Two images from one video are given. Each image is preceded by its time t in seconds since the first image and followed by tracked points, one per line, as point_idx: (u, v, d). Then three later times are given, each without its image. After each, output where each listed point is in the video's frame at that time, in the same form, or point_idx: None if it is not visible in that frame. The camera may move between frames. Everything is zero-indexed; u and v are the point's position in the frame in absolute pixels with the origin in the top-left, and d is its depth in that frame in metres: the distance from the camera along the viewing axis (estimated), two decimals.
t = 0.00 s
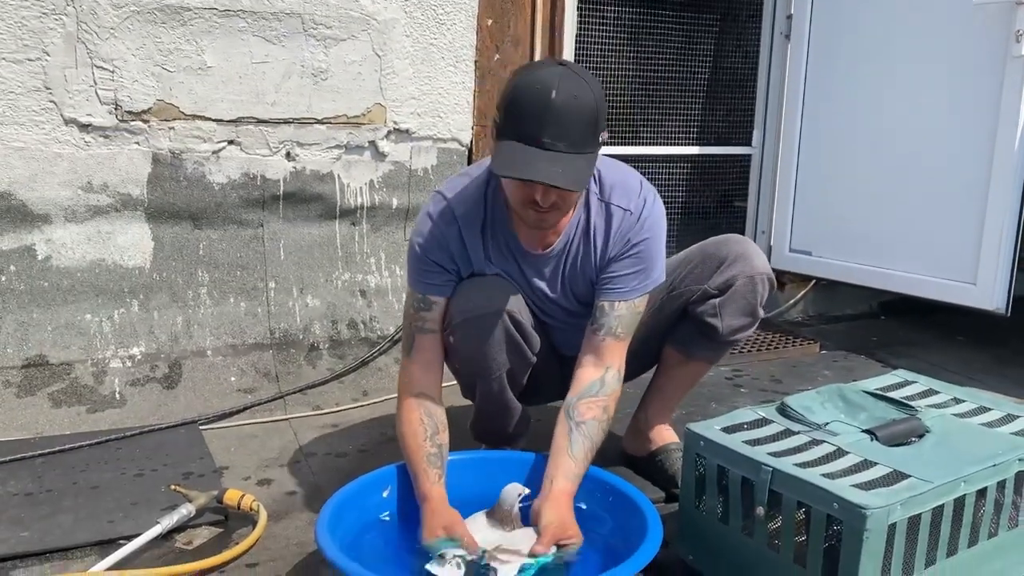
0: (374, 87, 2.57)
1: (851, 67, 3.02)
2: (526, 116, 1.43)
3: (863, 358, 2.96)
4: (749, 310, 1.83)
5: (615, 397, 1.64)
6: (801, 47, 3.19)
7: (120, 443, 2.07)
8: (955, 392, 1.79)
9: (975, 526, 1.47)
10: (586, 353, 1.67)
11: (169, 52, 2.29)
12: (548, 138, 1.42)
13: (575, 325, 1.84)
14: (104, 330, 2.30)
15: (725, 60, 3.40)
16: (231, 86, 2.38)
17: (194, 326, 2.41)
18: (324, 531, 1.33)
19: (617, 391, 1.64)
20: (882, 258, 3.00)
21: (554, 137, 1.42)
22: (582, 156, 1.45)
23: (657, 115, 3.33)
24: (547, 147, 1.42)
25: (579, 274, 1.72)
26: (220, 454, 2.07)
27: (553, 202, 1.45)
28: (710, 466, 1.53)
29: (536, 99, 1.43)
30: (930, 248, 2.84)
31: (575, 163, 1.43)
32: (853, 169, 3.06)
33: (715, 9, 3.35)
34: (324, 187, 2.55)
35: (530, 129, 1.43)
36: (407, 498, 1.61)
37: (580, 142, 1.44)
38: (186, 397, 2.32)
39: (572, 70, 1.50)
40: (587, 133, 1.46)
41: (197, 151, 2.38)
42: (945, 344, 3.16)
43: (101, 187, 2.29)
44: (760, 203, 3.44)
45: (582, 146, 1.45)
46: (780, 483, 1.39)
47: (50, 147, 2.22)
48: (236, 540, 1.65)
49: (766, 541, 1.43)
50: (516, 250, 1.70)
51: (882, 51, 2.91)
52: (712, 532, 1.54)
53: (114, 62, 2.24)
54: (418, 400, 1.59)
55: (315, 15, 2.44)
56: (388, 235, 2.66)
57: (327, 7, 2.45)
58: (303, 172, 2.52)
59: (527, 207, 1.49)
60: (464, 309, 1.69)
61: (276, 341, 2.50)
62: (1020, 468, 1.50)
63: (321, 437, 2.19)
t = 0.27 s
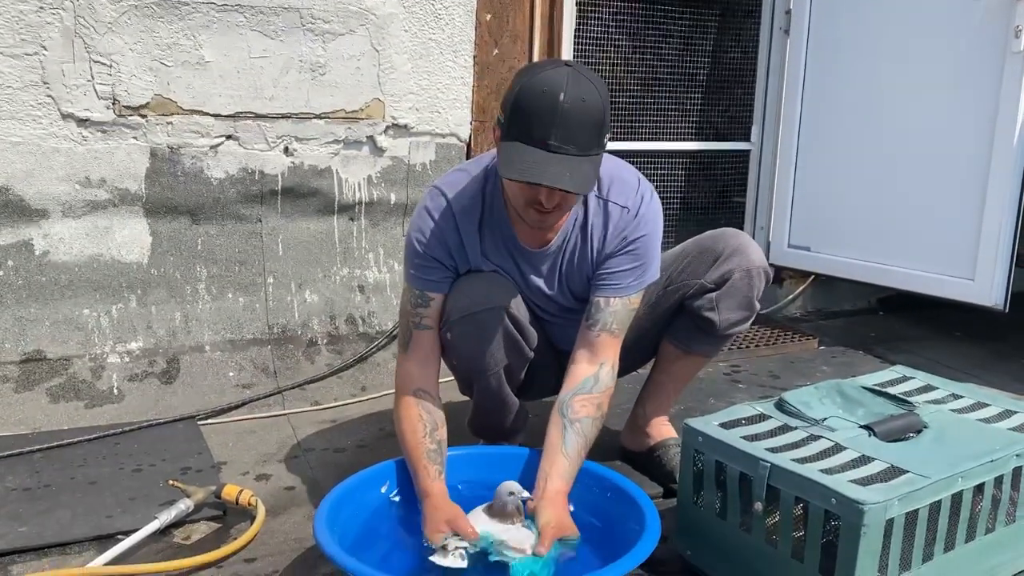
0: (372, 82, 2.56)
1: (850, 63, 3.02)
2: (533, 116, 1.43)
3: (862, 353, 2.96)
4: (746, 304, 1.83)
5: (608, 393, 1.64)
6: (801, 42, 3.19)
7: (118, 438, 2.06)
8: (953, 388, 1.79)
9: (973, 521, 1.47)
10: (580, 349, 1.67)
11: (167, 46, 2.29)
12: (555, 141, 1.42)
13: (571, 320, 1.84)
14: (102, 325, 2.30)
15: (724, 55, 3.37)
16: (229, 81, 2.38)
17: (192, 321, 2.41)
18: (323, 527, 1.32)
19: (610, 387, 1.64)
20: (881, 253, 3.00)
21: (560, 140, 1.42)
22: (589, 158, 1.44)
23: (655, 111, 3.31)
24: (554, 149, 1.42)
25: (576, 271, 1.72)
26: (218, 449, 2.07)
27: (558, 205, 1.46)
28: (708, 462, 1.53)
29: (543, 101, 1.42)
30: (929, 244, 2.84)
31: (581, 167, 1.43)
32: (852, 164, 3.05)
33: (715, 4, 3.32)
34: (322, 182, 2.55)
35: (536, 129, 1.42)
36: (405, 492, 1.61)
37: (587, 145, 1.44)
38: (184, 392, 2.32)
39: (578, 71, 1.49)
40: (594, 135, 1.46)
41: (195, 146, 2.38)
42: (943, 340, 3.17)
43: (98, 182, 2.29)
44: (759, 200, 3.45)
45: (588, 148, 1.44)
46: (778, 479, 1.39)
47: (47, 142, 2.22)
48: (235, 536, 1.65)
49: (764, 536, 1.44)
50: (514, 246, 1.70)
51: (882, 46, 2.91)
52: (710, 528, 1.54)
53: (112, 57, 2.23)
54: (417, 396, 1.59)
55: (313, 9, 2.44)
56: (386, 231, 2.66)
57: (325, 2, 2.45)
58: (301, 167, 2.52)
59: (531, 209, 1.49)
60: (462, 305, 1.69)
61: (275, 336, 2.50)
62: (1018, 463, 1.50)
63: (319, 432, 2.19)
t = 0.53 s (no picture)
0: (370, 76, 2.55)
1: (850, 58, 3.01)
2: (526, 111, 1.43)
3: (860, 349, 2.96)
4: (745, 298, 1.82)
5: (602, 388, 1.64)
6: (801, 37, 3.18)
7: (116, 433, 2.06)
8: (951, 383, 1.79)
9: (971, 516, 1.47)
10: (576, 344, 1.67)
11: (164, 40, 2.28)
12: (545, 136, 1.41)
13: (568, 315, 1.83)
14: (100, 320, 2.30)
15: (723, 50, 3.36)
16: (227, 74, 2.37)
17: (190, 316, 2.40)
18: (321, 521, 1.32)
19: (604, 382, 1.64)
20: (880, 249, 3.00)
21: (551, 135, 1.42)
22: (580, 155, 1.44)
23: (655, 106, 3.30)
24: (543, 144, 1.41)
25: (572, 265, 1.71)
26: (216, 443, 2.07)
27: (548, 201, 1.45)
28: (706, 457, 1.53)
29: (536, 95, 1.42)
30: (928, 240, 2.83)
31: (571, 163, 1.42)
32: (851, 159, 3.05)
33: None
34: (320, 177, 2.54)
35: (528, 124, 1.42)
36: (404, 486, 1.61)
37: (579, 141, 1.44)
38: (182, 387, 2.31)
39: (574, 66, 1.49)
40: (586, 131, 1.45)
41: (193, 140, 2.37)
42: (942, 335, 3.17)
43: (96, 176, 2.28)
44: (758, 194, 3.44)
45: (579, 145, 1.44)
46: (777, 473, 1.39)
47: (44, 136, 2.21)
48: (233, 530, 1.65)
49: (762, 531, 1.44)
50: (512, 240, 1.70)
51: (881, 40, 2.90)
52: (709, 522, 1.54)
53: (109, 50, 2.22)
54: (416, 392, 1.58)
55: (311, 3, 2.43)
56: (385, 225, 2.65)
57: None
58: (299, 161, 2.51)
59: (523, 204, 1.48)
60: (460, 298, 1.69)
61: (273, 331, 2.50)
62: (1016, 458, 1.50)
63: (317, 426, 2.19)
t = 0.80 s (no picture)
0: (369, 69, 2.54)
1: (850, 53, 3.00)
2: (527, 107, 1.42)
3: (859, 343, 2.96)
4: (744, 292, 1.83)
5: (598, 381, 1.64)
6: (801, 31, 3.17)
7: (115, 426, 2.06)
8: (950, 377, 1.79)
9: (969, 510, 1.47)
10: (572, 337, 1.67)
11: (162, 33, 2.27)
12: (548, 131, 1.41)
13: (567, 309, 1.83)
14: (98, 314, 2.30)
15: (723, 43, 3.35)
16: (225, 67, 2.36)
17: (189, 309, 2.40)
18: (320, 515, 1.31)
19: (600, 374, 1.64)
20: (879, 242, 2.99)
21: (554, 130, 1.41)
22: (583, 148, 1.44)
23: (654, 99, 3.29)
24: (545, 139, 1.41)
25: (571, 258, 1.71)
26: (215, 437, 2.07)
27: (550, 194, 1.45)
28: (705, 451, 1.53)
29: (537, 90, 1.41)
30: (927, 234, 2.83)
31: (574, 157, 1.42)
32: (850, 153, 3.05)
33: None
34: (319, 170, 2.54)
35: (529, 119, 1.42)
36: (402, 480, 1.61)
37: (581, 135, 1.43)
38: (181, 380, 2.31)
39: (573, 60, 1.48)
40: (587, 124, 1.45)
41: (191, 134, 2.36)
42: (940, 329, 3.17)
43: (94, 169, 2.28)
44: (759, 188, 3.44)
45: (582, 138, 1.44)
46: (775, 467, 1.39)
47: (42, 129, 2.20)
48: (232, 524, 1.65)
49: (760, 525, 1.44)
50: (510, 232, 1.69)
51: (881, 34, 2.90)
52: (707, 516, 1.54)
53: (107, 43, 2.21)
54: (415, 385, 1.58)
55: None
56: (384, 219, 2.65)
57: None
58: (298, 154, 2.50)
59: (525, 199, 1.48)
60: (457, 291, 1.68)
61: (271, 325, 2.50)
62: (1015, 452, 1.50)
63: (316, 420, 2.19)
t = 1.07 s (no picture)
0: (369, 64, 2.54)
1: (852, 48, 3.00)
2: (528, 64, 1.45)
3: (860, 338, 2.97)
4: (744, 288, 1.82)
5: (602, 376, 1.65)
6: (802, 26, 3.17)
7: (117, 421, 2.07)
8: (950, 372, 1.80)
9: (969, 505, 1.48)
10: (576, 333, 1.67)
11: (163, 28, 2.27)
12: (554, 79, 1.44)
13: (569, 305, 1.83)
14: (100, 309, 2.30)
15: (724, 38, 3.34)
16: (226, 63, 2.36)
17: (190, 305, 2.40)
18: (321, 509, 1.32)
19: (604, 370, 1.65)
20: (880, 237, 2.99)
21: (559, 77, 1.44)
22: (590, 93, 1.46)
23: (655, 94, 3.28)
24: (553, 85, 1.43)
25: (573, 255, 1.71)
26: (216, 432, 2.07)
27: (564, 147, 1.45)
28: (705, 446, 1.53)
29: (532, 50, 1.47)
30: (928, 229, 2.83)
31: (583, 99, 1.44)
32: (851, 147, 3.04)
33: None
34: (320, 165, 2.54)
35: (533, 74, 1.44)
36: (404, 475, 1.61)
37: (584, 83, 1.47)
38: (182, 376, 2.32)
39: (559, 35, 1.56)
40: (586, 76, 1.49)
41: (192, 129, 2.36)
42: (941, 324, 3.17)
43: (95, 165, 2.28)
44: (758, 183, 3.43)
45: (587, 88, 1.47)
46: (776, 463, 1.39)
47: (43, 125, 2.20)
48: (233, 518, 1.65)
49: (760, 520, 1.44)
50: (513, 229, 1.70)
51: (883, 28, 2.89)
52: (707, 511, 1.55)
53: (107, 39, 2.21)
54: (416, 381, 1.58)
55: None
56: (385, 214, 2.65)
57: None
58: (298, 150, 2.50)
59: (542, 166, 1.47)
60: (459, 286, 1.68)
61: (272, 320, 2.50)
62: (1015, 447, 1.50)
63: (317, 415, 2.20)
